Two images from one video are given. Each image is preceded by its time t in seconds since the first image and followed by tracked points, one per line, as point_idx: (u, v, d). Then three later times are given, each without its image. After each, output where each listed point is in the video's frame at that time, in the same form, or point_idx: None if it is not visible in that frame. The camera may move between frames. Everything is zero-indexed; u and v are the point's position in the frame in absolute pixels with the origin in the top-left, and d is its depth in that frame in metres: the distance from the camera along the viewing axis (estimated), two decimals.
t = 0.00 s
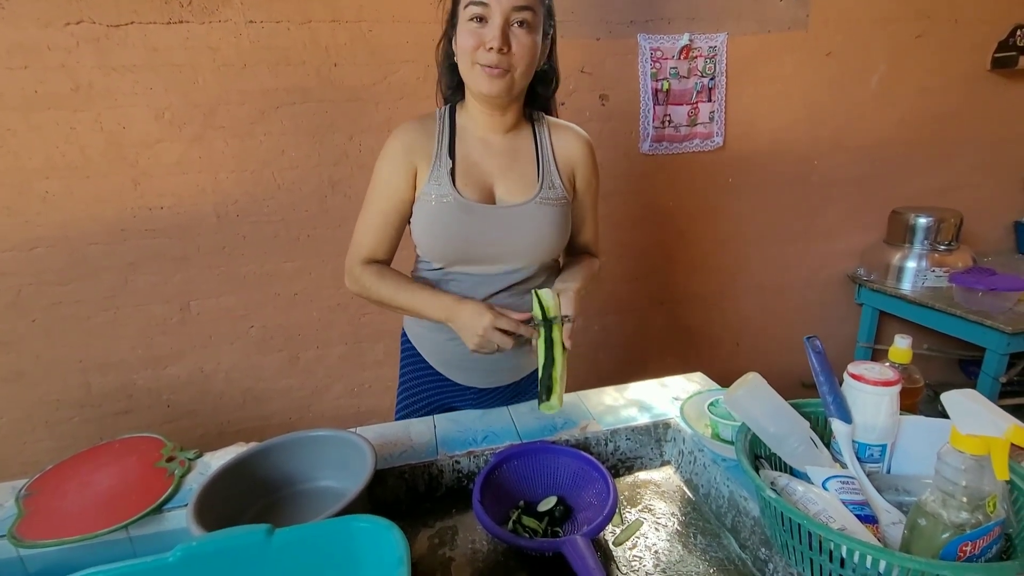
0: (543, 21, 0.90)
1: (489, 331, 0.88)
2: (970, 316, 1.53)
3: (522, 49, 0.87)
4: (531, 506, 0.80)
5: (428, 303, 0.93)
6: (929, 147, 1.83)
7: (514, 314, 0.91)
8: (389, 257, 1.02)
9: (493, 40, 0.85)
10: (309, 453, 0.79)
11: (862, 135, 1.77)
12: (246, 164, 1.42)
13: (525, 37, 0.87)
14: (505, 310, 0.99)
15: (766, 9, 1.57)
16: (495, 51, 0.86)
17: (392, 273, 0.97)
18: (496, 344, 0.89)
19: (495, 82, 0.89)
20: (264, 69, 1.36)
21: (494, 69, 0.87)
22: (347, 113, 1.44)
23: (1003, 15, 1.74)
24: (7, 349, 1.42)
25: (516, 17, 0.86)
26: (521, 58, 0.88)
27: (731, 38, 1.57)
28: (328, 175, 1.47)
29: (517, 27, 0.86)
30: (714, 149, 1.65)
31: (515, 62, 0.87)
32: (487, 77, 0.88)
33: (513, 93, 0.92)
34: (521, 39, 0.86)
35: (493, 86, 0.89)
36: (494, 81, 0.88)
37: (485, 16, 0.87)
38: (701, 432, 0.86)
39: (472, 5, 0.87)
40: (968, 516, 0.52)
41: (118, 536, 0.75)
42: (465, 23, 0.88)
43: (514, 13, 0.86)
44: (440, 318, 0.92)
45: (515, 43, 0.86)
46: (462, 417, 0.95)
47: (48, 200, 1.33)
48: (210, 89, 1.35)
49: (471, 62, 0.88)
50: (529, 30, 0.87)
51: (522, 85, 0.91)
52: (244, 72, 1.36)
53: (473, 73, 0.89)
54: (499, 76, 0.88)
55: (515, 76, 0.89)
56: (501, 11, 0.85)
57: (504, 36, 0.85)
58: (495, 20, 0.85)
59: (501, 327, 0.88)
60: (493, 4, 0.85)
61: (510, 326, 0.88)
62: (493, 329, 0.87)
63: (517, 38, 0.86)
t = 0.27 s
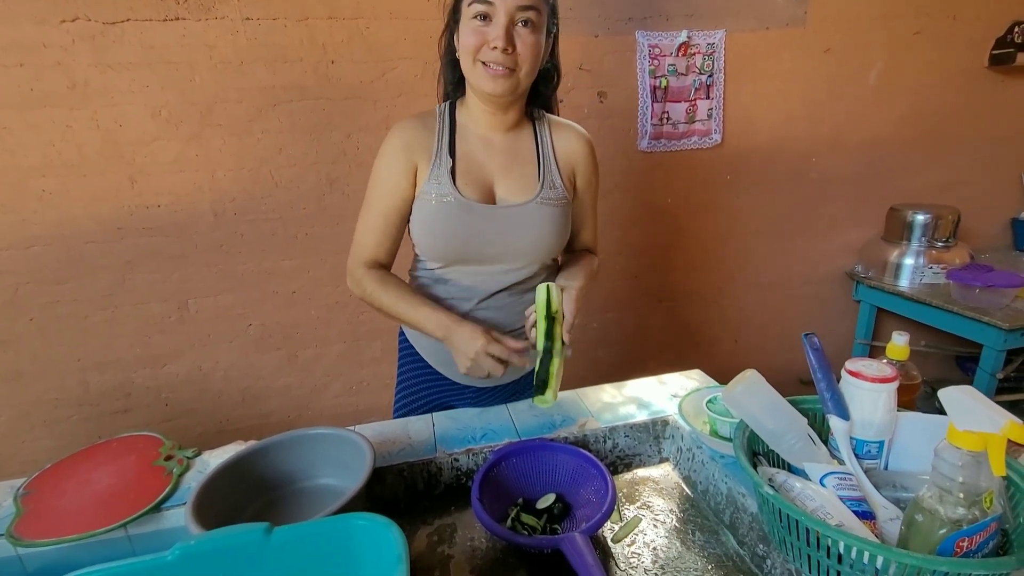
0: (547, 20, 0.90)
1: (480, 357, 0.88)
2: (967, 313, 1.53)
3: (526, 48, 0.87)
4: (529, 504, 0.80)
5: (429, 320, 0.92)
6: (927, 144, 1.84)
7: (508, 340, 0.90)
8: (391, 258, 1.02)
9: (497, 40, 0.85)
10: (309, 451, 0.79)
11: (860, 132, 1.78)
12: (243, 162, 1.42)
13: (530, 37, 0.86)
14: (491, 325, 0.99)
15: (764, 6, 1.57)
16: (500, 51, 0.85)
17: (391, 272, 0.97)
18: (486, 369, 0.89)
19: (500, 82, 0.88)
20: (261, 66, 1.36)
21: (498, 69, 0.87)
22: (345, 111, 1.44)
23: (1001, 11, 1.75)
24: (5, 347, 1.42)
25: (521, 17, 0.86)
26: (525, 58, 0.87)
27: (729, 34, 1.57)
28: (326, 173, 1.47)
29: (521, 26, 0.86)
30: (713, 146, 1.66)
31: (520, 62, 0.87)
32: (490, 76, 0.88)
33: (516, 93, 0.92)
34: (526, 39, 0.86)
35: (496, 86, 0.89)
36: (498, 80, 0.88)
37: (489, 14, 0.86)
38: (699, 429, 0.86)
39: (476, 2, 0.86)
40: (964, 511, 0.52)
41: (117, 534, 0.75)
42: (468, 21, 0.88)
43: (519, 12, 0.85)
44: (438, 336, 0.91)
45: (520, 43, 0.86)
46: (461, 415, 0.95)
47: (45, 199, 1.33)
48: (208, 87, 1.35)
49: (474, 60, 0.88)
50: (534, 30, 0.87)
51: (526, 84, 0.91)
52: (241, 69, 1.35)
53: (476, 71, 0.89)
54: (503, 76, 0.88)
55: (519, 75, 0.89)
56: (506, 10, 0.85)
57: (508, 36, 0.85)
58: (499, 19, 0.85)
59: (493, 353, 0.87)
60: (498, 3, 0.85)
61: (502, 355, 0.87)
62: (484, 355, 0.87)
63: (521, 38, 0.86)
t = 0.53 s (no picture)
0: (550, 12, 0.89)
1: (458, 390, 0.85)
2: (967, 311, 1.52)
3: (530, 40, 0.86)
4: (528, 504, 0.79)
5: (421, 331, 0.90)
6: (927, 142, 1.83)
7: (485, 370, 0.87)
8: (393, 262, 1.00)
9: (500, 32, 0.84)
10: (306, 452, 0.78)
11: (860, 130, 1.77)
12: (239, 158, 1.40)
13: (533, 29, 0.85)
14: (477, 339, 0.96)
15: (764, 3, 1.56)
16: (503, 43, 0.84)
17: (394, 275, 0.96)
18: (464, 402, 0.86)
19: (503, 75, 0.87)
20: (257, 62, 1.35)
21: (501, 61, 0.86)
22: (342, 107, 1.42)
23: (1001, 9, 1.74)
24: None
25: (524, 9, 0.85)
26: (529, 50, 0.86)
27: (729, 32, 1.56)
28: (323, 170, 1.46)
29: (524, 17, 0.85)
30: (712, 144, 1.65)
31: (524, 54, 0.86)
32: (493, 69, 0.87)
33: (520, 86, 0.91)
34: (529, 31, 0.85)
35: (499, 79, 0.88)
36: (501, 72, 0.87)
37: (490, 6, 0.85)
38: (699, 428, 0.86)
39: None
40: (970, 513, 0.51)
41: (110, 536, 0.74)
42: (469, 14, 0.87)
43: (522, 3, 0.84)
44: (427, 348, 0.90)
45: (523, 34, 0.85)
46: (458, 414, 0.94)
47: (39, 195, 1.32)
48: (203, 82, 1.33)
49: (475, 53, 0.87)
50: (537, 21, 0.86)
51: (529, 77, 0.90)
52: (237, 65, 1.34)
53: (478, 63, 0.88)
54: (507, 68, 0.87)
55: (523, 67, 0.88)
56: (508, 2, 0.84)
57: (512, 28, 0.84)
58: (502, 11, 0.84)
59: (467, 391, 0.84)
60: None
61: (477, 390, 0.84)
62: (458, 391, 0.84)
63: (525, 30, 0.85)
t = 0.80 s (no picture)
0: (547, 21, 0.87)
1: (418, 407, 0.83)
2: (964, 311, 1.52)
3: (528, 59, 0.85)
4: (523, 505, 0.78)
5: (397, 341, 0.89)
6: (924, 141, 1.83)
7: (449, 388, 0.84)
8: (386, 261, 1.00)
9: (499, 54, 0.83)
10: (298, 452, 0.77)
11: (857, 129, 1.76)
12: (233, 156, 1.39)
13: (531, 47, 0.84)
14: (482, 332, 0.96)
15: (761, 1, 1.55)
16: (501, 66, 0.84)
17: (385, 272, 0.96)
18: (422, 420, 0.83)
19: (500, 91, 0.87)
20: (250, 59, 1.34)
21: (499, 81, 0.86)
22: (337, 105, 1.41)
23: (999, 8, 1.74)
24: None
25: (523, 29, 0.82)
26: (526, 68, 0.86)
27: (727, 30, 1.55)
28: (318, 168, 1.45)
29: (523, 37, 0.83)
30: (710, 143, 1.64)
31: (521, 71, 0.86)
32: (490, 86, 0.87)
33: (515, 97, 0.91)
34: (528, 51, 0.84)
35: (497, 96, 0.88)
36: (499, 91, 0.87)
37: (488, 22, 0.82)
38: (696, 429, 0.85)
39: (474, 10, 0.81)
40: (969, 515, 0.51)
41: (99, 538, 0.73)
42: (465, 26, 0.84)
43: (521, 24, 0.82)
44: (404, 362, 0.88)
45: (522, 54, 0.84)
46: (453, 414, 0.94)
47: (29, 193, 1.31)
48: (196, 79, 1.32)
49: (473, 68, 0.86)
50: (535, 39, 0.85)
51: (524, 87, 0.90)
52: (230, 62, 1.33)
53: (475, 79, 0.87)
54: (504, 86, 0.87)
55: (519, 82, 0.88)
56: (508, 24, 0.81)
57: (512, 50, 0.83)
58: (500, 32, 0.82)
59: (428, 408, 0.82)
60: (499, 16, 0.81)
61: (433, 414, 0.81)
62: (420, 408, 0.82)
63: (524, 49, 0.84)
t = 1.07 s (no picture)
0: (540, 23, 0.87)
1: (449, 347, 0.87)
2: (955, 315, 1.53)
3: (521, 62, 0.85)
4: (517, 507, 0.78)
5: (400, 311, 0.91)
6: (916, 146, 1.84)
7: (476, 329, 0.90)
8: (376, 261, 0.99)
9: (492, 57, 0.82)
10: (289, 453, 0.77)
11: (851, 133, 1.77)
12: (227, 154, 1.38)
13: (524, 50, 0.84)
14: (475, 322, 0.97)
15: (757, 4, 1.56)
16: (495, 69, 0.83)
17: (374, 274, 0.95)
18: (455, 360, 0.88)
19: (492, 95, 0.87)
20: (245, 56, 1.33)
21: (492, 84, 0.86)
22: (332, 103, 1.41)
23: (991, 14, 1.75)
24: None
25: (517, 32, 0.82)
26: (518, 71, 0.86)
27: (722, 33, 1.56)
28: (312, 167, 1.44)
29: (517, 41, 0.83)
30: (704, 145, 1.64)
31: (514, 75, 0.86)
32: (483, 89, 0.87)
33: (507, 100, 0.91)
34: (521, 56, 0.84)
35: (490, 98, 0.87)
36: (490, 94, 0.87)
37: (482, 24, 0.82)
38: (690, 431, 0.85)
39: (469, 12, 0.81)
40: (962, 518, 0.51)
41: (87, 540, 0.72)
42: (458, 27, 0.83)
43: (515, 27, 0.82)
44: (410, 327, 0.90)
45: (515, 58, 0.84)
46: (447, 415, 0.93)
47: (19, 190, 1.29)
48: (190, 77, 1.31)
49: (465, 71, 0.85)
50: (528, 43, 0.85)
51: (516, 91, 0.90)
52: (224, 59, 1.32)
53: (468, 82, 0.87)
54: (497, 89, 0.86)
55: (511, 85, 0.88)
56: (502, 27, 0.81)
57: (505, 53, 0.82)
58: (495, 34, 0.82)
59: (461, 345, 0.87)
60: (494, 18, 0.80)
61: (470, 345, 0.87)
62: (452, 347, 0.87)
63: (517, 53, 0.84)
